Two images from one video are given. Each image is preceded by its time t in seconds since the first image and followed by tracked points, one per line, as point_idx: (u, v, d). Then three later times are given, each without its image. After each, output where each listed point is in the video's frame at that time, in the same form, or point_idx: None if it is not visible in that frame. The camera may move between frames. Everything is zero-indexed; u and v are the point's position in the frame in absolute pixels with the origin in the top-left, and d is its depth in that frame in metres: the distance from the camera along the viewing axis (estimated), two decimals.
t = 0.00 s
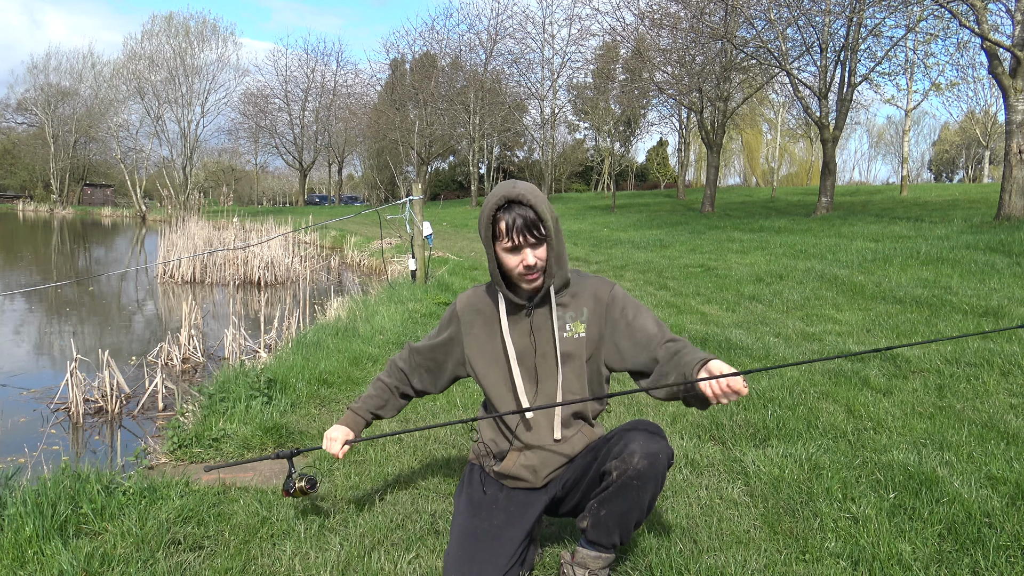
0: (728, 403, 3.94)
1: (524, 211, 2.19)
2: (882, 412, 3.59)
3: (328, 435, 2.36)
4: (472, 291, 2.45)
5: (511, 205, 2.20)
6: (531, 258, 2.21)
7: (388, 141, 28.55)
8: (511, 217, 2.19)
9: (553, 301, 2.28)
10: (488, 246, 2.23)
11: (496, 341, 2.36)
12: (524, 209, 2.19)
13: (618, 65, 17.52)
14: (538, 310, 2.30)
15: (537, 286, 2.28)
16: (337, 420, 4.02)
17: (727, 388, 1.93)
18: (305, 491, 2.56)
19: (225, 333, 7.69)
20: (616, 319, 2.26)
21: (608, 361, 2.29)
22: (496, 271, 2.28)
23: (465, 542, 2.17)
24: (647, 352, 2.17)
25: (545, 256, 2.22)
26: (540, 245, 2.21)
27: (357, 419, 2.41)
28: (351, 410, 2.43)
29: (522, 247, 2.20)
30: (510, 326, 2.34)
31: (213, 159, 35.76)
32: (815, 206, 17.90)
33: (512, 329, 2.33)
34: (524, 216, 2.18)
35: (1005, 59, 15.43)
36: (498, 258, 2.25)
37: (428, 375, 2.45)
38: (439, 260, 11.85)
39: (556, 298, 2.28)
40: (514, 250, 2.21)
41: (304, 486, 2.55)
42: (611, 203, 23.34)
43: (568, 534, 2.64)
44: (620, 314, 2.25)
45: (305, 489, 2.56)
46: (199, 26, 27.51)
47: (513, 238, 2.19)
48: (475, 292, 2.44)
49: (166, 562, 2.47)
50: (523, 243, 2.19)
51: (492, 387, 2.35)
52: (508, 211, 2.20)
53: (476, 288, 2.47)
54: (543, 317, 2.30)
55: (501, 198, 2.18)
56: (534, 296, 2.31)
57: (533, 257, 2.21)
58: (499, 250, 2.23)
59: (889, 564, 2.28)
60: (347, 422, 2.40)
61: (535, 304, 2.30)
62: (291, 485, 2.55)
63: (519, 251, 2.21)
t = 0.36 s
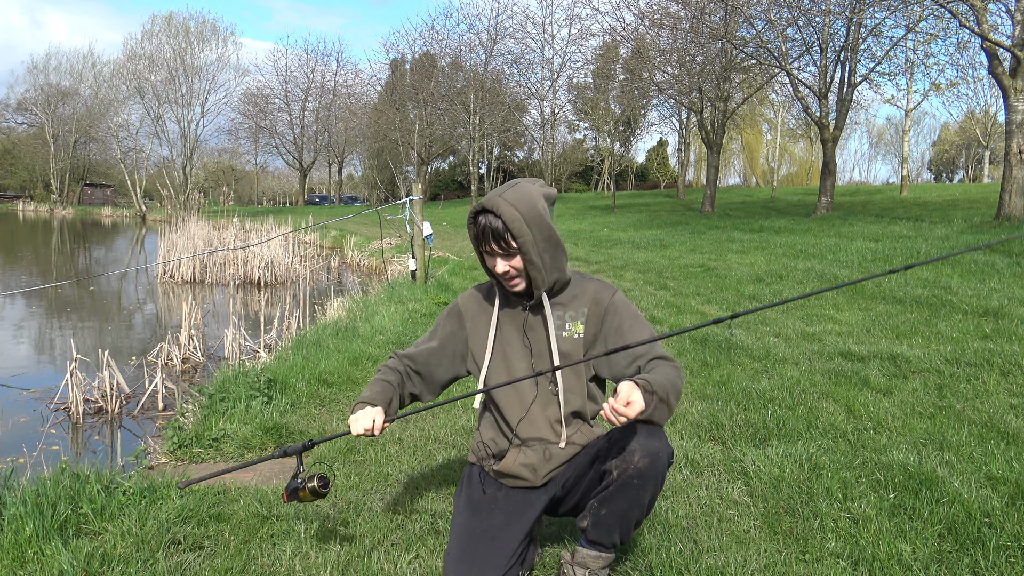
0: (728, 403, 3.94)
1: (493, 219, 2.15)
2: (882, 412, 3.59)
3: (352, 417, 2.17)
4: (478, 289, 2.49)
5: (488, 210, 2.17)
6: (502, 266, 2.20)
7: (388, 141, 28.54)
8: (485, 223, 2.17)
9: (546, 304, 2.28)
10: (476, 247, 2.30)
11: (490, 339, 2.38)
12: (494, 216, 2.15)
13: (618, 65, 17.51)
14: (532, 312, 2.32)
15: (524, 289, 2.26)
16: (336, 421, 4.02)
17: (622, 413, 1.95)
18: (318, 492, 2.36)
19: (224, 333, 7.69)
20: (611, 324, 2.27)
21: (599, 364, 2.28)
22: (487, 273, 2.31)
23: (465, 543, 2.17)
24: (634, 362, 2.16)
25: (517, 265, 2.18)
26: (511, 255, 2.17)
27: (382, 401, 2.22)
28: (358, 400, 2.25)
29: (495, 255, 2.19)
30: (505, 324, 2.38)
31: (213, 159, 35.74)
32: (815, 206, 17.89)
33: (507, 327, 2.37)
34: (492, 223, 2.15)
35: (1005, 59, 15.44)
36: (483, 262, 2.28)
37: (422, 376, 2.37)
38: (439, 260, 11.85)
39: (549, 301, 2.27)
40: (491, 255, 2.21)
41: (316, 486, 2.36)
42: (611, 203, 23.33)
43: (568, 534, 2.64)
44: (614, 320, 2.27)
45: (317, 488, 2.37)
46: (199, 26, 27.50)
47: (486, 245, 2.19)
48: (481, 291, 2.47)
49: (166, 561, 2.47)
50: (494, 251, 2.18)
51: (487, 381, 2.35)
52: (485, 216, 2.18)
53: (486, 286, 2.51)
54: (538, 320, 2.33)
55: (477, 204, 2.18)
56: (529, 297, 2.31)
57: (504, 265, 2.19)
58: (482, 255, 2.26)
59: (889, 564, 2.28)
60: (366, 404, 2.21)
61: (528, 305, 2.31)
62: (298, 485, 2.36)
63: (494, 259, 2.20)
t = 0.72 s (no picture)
0: (728, 403, 3.94)
1: (505, 220, 2.12)
2: (883, 412, 3.59)
3: (411, 405, 2.02)
4: (479, 284, 2.46)
5: (499, 210, 2.14)
6: (510, 268, 2.16)
7: (388, 141, 28.55)
8: (496, 223, 2.14)
9: (549, 305, 2.29)
10: (483, 245, 2.26)
11: (492, 336, 2.35)
12: (506, 216, 2.12)
13: (618, 65, 17.51)
14: (534, 312, 2.33)
15: (528, 290, 2.25)
16: (337, 421, 4.03)
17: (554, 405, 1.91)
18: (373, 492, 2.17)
19: (224, 333, 7.69)
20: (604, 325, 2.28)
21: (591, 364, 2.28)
22: (491, 271, 2.28)
23: (465, 544, 2.16)
24: (611, 365, 2.17)
25: (525, 267, 2.15)
26: (521, 256, 2.14)
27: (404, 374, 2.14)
28: (386, 381, 2.10)
29: (503, 256, 2.16)
30: (506, 324, 2.35)
31: (213, 159, 35.75)
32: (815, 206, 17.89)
33: (508, 326, 2.35)
34: (504, 223, 2.12)
35: (1005, 58, 15.40)
36: (489, 261, 2.25)
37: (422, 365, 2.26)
38: (439, 260, 11.85)
39: (552, 302, 2.28)
40: (498, 255, 2.18)
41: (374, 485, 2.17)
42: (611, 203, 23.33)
43: (567, 534, 2.65)
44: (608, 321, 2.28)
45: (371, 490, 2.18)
46: (199, 26, 27.50)
47: (495, 245, 2.16)
48: (482, 288, 2.44)
49: (166, 561, 2.47)
50: (503, 252, 2.14)
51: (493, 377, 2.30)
52: (496, 216, 2.15)
53: (485, 282, 2.48)
54: (539, 319, 2.33)
55: (489, 204, 2.14)
56: (532, 297, 2.30)
57: (512, 267, 2.16)
58: (488, 254, 2.23)
59: (889, 564, 2.28)
60: (401, 383, 2.10)
61: (531, 305, 2.30)
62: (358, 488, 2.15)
63: (501, 258, 2.17)
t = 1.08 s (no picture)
0: (728, 403, 3.94)
1: (520, 221, 2.11)
2: (883, 412, 3.59)
3: (488, 393, 1.96)
4: (484, 280, 2.43)
5: (513, 212, 2.12)
6: (519, 270, 2.16)
7: (388, 141, 28.54)
8: (509, 224, 2.13)
9: (553, 308, 2.29)
10: (491, 245, 2.24)
11: (497, 335, 2.33)
12: (520, 218, 2.11)
13: (618, 65, 17.51)
14: (538, 314, 2.31)
15: (534, 292, 2.23)
16: (336, 421, 4.03)
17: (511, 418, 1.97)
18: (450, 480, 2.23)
19: (225, 333, 7.70)
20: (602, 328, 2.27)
21: (587, 367, 2.27)
22: (497, 271, 2.26)
23: (463, 545, 2.17)
24: (601, 368, 2.18)
25: (536, 270, 2.15)
26: (532, 259, 2.14)
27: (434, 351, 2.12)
28: (446, 363, 2.06)
29: (513, 257, 2.15)
30: (511, 325, 2.33)
31: (213, 159, 35.74)
32: (814, 206, 17.90)
33: (511, 327, 2.33)
34: (517, 225, 2.11)
35: (1005, 58, 15.41)
36: (496, 262, 2.23)
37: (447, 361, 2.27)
38: (439, 260, 11.85)
39: (556, 306, 2.27)
40: (508, 257, 2.17)
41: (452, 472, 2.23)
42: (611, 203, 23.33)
43: (567, 534, 2.64)
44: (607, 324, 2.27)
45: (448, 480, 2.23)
46: (199, 26, 27.50)
47: (506, 246, 2.15)
48: (487, 284, 2.42)
49: (166, 562, 2.47)
50: (514, 253, 2.14)
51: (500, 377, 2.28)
52: (509, 217, 2.14)
53: (489, 278, 2.46)
54: (542, 322, 2.31)
55: (502, 205, 2.12)
56: (536, 300, 2.28)
57: (522, 270, 2.15)
58: (497, 253, 2.21)
59: (889, 564, 2.28)
60: (468, 364, 2.05)
61: (534, 307, 2.28)
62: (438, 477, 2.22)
63: (510, 260, 2.16)
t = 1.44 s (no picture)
0: (728, 404, 3.94)
1: (524, 222, 2.10)
2: (883, 412, 3.59)
3: (512, 397, 1.97)
4: (490, 280, 2.43)
5: (517, 213, 2.12)
6: (523, 271, 2.16)
7: (388, 141, 28.54)
8: (514, 225, 2.12)
9: (557, 309, 2.28)
10: (495, 246, 2.24)
11: (503, 334, 2.32)
12: (524, 220, 2.10)
13: (618, 65, 17.51)
14: (542, 316, 2.30)
15: (538, 293, 2.23)
16: (337, 421, 4.02)
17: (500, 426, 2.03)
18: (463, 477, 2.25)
19: (225, 333, 7.70)
20: (606, 330, 2.26)
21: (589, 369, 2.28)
22: (502, 272, 2.26)
23: (465, 544, 2.17)
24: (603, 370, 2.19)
25: (540, 271, 2.15)
26: (536, 261, 2.14)
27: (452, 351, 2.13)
28: (473, 363, 2.06)
29: (517, 259, 2.15)
30: (514, 326, 2.32)
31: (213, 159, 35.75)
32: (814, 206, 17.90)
33: (515, 327, 2.32)
34: (522, 227, 2.11)
35: (1005, 58, 15.41)
36: (500, 262, 2.23)
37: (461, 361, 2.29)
38: (439, 260, 11.85)
39: (560, 307, 2.26)
40: (512, 258, 2.16)
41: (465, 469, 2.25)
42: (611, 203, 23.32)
43: (568, 534, 2.65)
44: (610, 326, 2.26)
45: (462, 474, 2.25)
46: (199, 26, 27.50)
47: (510, 247, 2.14)
48: (492, 283, 2.42)
49: (166, 562, 2.47)
50: (518, 255, 2.14)
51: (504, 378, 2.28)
52: (514, 217, 2.13)
53: (493, 278, 2.46)
54: (546, 323, 2.30)
55: (507, 205, 2.12)
56: (540, 300, 2.27)
57: (526, 271, 2.16)
58: (502, 254, 2.20)
59: (889, 564, 2.28)
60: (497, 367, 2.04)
61: (538, 308, 2.27)
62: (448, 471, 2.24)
63: (514, 261, 2.16)
